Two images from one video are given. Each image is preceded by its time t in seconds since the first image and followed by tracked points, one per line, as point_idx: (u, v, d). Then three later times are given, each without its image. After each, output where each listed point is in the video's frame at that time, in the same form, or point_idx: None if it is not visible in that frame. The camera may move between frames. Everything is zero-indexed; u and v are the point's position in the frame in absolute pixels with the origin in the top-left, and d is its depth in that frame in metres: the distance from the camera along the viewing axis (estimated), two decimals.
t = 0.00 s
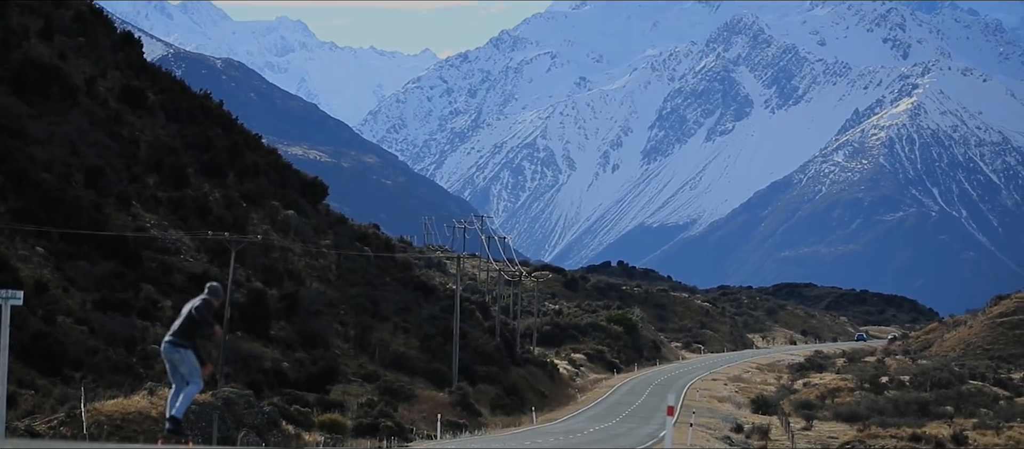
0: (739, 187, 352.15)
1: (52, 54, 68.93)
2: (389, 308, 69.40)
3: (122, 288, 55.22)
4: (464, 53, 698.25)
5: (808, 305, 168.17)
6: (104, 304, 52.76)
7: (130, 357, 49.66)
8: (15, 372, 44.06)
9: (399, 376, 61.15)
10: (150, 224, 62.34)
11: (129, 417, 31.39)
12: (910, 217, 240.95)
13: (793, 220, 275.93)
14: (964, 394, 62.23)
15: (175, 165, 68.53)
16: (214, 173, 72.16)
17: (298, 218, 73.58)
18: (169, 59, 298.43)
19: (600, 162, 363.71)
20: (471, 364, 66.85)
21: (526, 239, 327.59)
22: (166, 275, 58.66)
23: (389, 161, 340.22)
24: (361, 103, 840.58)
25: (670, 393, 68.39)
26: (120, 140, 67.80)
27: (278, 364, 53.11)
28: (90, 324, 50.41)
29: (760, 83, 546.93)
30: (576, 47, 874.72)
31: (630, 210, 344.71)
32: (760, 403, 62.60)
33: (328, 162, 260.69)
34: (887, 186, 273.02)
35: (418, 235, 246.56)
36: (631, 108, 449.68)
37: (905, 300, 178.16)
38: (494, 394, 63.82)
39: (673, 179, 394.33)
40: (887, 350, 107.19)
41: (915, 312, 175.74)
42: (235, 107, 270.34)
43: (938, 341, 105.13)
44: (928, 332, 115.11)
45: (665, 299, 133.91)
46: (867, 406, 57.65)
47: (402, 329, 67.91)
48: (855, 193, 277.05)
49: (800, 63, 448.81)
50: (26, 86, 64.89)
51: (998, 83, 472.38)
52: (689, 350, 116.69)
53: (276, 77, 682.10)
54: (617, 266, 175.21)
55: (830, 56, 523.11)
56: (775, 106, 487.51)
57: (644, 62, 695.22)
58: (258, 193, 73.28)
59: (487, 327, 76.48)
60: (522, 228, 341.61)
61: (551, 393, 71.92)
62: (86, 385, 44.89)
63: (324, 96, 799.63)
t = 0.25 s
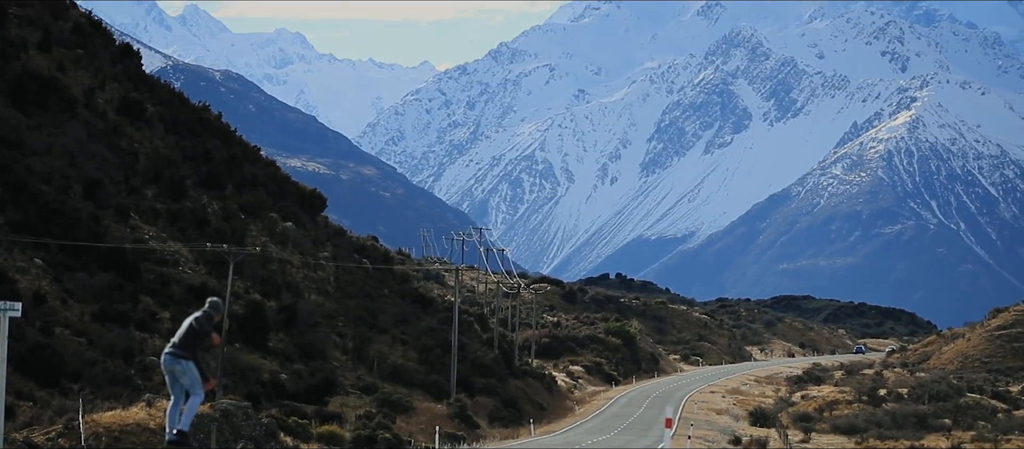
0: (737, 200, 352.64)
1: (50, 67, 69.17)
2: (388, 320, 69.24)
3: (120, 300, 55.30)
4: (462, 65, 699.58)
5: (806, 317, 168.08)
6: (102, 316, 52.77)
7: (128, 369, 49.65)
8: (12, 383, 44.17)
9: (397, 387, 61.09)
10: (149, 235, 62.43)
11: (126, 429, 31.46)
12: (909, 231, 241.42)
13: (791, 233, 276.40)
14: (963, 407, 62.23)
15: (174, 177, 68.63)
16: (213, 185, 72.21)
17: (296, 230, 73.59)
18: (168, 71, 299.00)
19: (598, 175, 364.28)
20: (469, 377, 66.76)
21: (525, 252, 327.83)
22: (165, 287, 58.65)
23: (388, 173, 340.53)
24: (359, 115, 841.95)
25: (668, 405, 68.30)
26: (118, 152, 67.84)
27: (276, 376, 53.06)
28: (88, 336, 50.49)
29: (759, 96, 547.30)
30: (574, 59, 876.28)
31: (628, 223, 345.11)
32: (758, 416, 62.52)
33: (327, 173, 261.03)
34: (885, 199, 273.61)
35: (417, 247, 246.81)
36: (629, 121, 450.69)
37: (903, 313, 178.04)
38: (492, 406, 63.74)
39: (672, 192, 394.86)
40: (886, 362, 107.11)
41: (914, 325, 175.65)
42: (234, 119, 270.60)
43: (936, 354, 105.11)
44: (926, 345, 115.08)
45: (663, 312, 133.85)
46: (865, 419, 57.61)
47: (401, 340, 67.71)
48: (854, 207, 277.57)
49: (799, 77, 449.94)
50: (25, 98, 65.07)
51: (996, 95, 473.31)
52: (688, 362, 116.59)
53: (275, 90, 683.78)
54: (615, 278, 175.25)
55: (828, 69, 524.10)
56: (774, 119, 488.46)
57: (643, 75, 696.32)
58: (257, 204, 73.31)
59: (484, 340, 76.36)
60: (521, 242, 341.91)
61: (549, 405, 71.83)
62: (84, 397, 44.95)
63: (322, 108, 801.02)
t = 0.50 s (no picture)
0: (735, 214, 353.30)
1: (49, 80, 69.41)
2: (386, 333, 69.03)
3: (118, 313, 55.38)
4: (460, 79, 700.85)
5: (804, 331, 168.17)
6: (100, 329, 52.89)
7: (126, 381, 49.67)
8: (10, 396, 44.29)
9: (394, 401, 60.98)
10: (146, 248, 62.50)
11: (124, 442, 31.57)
12: (906, 244, 241.82)
13: (788, 247, 276.86)
14: (960, 421, 62.18)
15: (172, 189, 68.73)
16: (211, 198, 72.32)
17: (294, 243, 73.54)
18: (167, 85, 299.47)
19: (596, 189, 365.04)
20: (467, 390, 66.73)
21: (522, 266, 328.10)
22: (162, 299, 58.61)
23: (386, 187, 341.08)
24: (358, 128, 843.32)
25: (666, 418, 68.24)
26: (116, 164, 67.94)
27: (274, 389, 53.05)
28: (86, 349, 50.53)
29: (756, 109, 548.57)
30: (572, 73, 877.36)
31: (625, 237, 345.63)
32: (755, 429, 62.47)
33: (324, 187, 261.61)
34: (883, 213, 274.25)
35: (415, 260, 247.14)
36: (627, 134, 451.56)
37: (901, 327, 178.05)
38: (490, 420, 63.68)
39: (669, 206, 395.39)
40: (884, 376, 107.07)
41: (911, 339, 175.45)
42: (232, 132, 271.09)
43: (934, 368, 105.06)
44: (924, 359, 115.04)
45: (660, 325, 133.92)
46: (862, 433, 57.57)
47: (399, 353, 67.55)
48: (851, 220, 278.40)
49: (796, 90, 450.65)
50: (23, 111, 65.27)
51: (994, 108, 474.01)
52: (685, 376, 116.56)
53: (273, 103, 684.81)
54: (613, 292, 175.21)
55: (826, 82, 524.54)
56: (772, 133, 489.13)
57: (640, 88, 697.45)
58: (255, 217, 73.40)
59: (482, 353, 76.25)
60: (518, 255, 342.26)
61: (547, 418, 71.78)
62: (81, 411, 45.03)
63: (320, 121, 802.28)
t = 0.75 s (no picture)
0: (732, 229, 353.73)
1: (46, 94, 69.58)
2: (383, 348, 68.87)
3: (115, 327, 55.43)
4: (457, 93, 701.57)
5: (801, 346, 168.08)
6: (97, 343, 52.91)
7: (123, 394, 49.62)
8: (7, 410, 44.40)
9: (392, 415, 60.95)
10: (143, 262, 62.55)
11: None
12: (904, 259, 242.12)
13: (785, 263, 277.09)
14: (957, 435, 62.30)
15: (169, 204, 68.78)
16: (208, 212, 72.42)
17: (292, 257, 73.51)
18: (164, 99, 299.54)
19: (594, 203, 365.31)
20: (464, 404, 66.72)
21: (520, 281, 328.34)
22: (159, 313, 58.54)
23: (383, 201, 341.22)
24: (355, 142, 843.33)
25: (663, 433, 68.23)
26: (113, 178, 68.07)
27: (271, 403, 53.04)
28: (83, 363, 50.55)
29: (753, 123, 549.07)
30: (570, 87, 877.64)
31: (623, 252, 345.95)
32: (753, 444, 62.46)
33: (322, 201, 261.95)
34: (880, 228, 274.63)
35: (412, 275, 247.29)
36: (625, 149, 452.10)
37: (898, 342, 177.98)
38: (488, 434, 63.60)
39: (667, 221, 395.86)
40: (881, 391, 107.13)
41: (908, 354, 175.35)
42: (230, 146, 271.20)
43: (931, 383, 105.06)
44: (921, 374, 115.03)
45: (658, 340, 133.81)
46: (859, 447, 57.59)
47: (396, 367, 67.41)
48: (849, 235, 278.84)
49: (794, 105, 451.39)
50: (20, 125, 65.44)
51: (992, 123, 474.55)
52: (682, 391, 116.46)
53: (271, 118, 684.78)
54: (610, 307, 174.93)
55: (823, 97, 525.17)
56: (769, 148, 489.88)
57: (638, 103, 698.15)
58: (252, 232, 73.51)
59: (480, 367, 76.15)
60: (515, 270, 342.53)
61: (544, 433, 71.75)
62: (79, 424, 45.08)
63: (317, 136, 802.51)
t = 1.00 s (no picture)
0: (729, 245, 354.52)
1: (43, 108, 69.74)
2: (380, 363, 68.79)
3: (112, 341, 55.49)
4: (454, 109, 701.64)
5: (797, 361, 168.07)
6: (94, 358, 52.95)
7: (119, 410, 49.53)
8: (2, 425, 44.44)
9: (388, 429, 60.87)
10: (140, 277, 62.54)
11: None
12: (901, 274, 242.89)
13: (782, 278, 277.91)
14: None
15: (166, 218, 68.87)
16: (205, 227, 72.46)
17: (288, 273, 73.42)
18: (161, 114, 299.45)
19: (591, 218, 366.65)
20: (461, 419, 66.69)
21: (517, 296, 329.04)
22: (156, 328, 58.46)
23: (381, 216, 341.78)
24: (352, 157, 843.34)
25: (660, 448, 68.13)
26: (110, 193, 68.19)
27: (267, 418, 53.14)
28: (79, 377, 50.61)
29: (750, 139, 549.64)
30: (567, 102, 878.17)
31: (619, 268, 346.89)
32: None
33: (318, 216, 262.32)
34: (877, 244, 274.80)
35: (410, 290, 247.44)
36: (623, 165, 452.27)
37: (895, 358, 178.06)
38: None
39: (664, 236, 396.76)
40: (877, 407, 107.05)
41: (905, 370, 175.21)
42: (226, 162, 271.37)
43: (928, 399, 105.08)
44: (917, 389, 114.98)
45: (655, 355, 133.76)
46: None
47: (392, 382, 67.29)
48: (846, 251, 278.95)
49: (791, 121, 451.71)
50: (16, 140, 65.64)
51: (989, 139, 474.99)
52: (678, 406, 116.38)
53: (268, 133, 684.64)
54: (607, 322, 174.54)
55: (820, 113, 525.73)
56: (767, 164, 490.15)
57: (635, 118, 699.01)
58: (249, 247, 73.48)
59: (476, 382, 76.00)
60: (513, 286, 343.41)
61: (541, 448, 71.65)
62: (75, 440, 45.28)
63: (314, 151, 802.59)
